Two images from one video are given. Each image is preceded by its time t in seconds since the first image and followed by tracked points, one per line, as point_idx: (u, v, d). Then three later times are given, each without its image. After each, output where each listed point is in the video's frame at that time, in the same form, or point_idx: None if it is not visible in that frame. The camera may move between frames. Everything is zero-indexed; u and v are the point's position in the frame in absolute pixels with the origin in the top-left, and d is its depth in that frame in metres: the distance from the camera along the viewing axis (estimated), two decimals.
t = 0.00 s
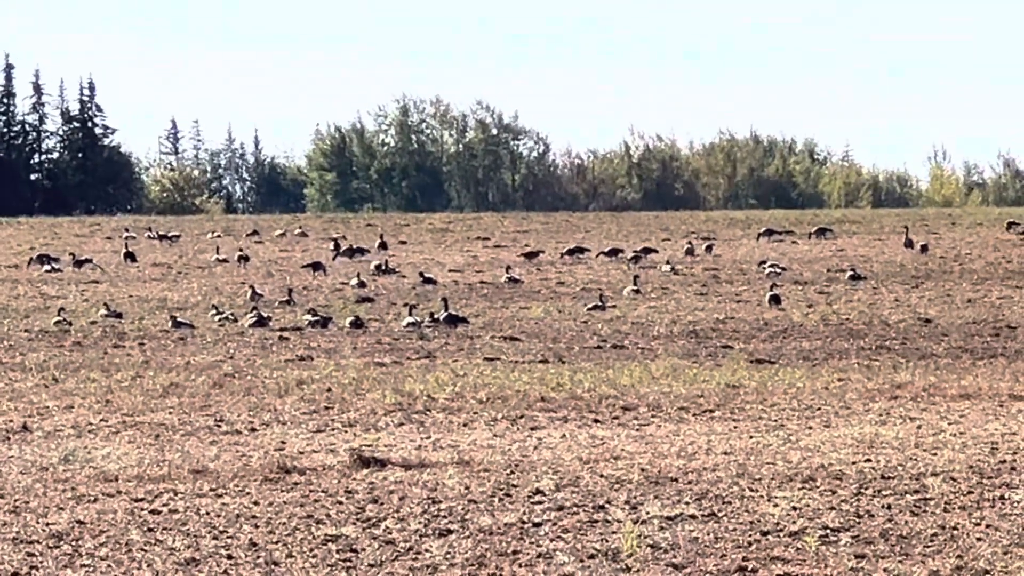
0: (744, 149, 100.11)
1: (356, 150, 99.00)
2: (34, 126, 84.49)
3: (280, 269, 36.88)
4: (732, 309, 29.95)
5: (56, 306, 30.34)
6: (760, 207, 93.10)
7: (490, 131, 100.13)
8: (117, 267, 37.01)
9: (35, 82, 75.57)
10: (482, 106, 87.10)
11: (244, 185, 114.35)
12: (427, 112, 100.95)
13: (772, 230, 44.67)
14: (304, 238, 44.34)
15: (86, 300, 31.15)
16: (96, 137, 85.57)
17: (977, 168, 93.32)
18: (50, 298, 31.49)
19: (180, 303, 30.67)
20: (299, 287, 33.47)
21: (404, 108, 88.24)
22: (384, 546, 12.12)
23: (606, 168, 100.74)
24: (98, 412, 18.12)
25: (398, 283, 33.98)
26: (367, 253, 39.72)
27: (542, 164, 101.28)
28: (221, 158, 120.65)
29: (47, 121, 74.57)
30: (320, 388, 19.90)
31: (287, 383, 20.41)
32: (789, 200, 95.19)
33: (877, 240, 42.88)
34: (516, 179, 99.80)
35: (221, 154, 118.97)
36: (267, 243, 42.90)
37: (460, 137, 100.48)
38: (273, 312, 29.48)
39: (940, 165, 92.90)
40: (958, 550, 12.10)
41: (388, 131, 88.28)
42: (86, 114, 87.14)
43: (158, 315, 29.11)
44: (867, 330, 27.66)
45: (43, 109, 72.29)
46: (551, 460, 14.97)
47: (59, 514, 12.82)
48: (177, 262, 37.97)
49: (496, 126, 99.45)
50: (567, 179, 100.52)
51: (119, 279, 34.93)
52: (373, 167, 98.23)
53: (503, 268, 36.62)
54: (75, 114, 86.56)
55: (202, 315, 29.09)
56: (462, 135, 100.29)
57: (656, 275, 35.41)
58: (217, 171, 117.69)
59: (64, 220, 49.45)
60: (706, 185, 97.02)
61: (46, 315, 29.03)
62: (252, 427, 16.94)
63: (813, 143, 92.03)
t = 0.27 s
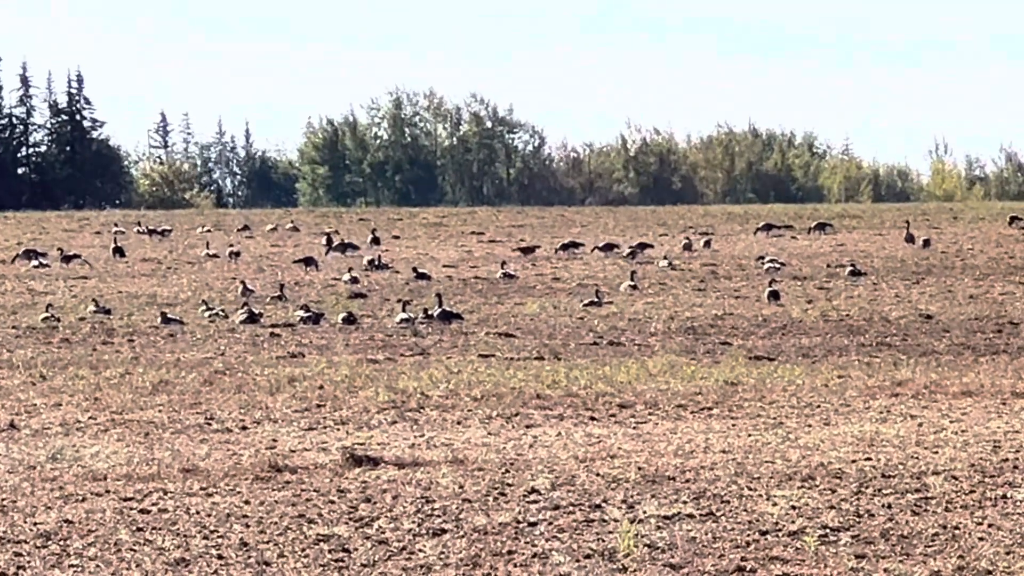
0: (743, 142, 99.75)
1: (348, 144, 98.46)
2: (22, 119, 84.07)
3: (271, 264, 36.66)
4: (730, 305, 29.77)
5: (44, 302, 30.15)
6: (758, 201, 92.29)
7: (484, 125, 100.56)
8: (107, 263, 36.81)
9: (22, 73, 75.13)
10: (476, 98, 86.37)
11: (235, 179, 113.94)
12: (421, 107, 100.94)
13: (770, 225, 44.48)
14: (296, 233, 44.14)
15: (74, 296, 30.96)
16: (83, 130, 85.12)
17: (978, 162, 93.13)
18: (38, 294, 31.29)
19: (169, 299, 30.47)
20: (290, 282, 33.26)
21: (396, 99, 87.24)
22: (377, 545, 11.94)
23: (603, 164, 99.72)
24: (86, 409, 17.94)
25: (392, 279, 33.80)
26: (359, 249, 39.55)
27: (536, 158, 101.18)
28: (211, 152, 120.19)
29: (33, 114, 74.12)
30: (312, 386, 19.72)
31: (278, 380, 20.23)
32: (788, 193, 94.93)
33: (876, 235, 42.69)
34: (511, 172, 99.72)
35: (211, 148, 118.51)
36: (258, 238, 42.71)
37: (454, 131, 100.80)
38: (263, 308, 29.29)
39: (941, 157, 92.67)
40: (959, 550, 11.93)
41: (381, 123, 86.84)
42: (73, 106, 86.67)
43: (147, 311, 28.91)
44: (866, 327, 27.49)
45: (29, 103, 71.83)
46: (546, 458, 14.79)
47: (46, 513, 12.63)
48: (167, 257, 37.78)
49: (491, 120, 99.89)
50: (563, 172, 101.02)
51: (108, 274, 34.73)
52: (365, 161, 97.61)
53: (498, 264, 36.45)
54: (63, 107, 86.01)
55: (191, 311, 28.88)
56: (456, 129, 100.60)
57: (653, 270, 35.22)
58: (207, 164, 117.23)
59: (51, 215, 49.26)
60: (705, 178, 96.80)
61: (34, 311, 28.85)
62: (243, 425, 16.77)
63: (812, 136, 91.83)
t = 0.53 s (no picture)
0: (742, 135, 98.35)
1: (341, 137, 99.32)
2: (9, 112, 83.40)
3: (262, 259, 36.41)
4: (729, 302, 29.52)
5: (30, 298, 29.91)
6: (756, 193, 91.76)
7: (479, 117, 99.98)
8: (95, 259, 36.55)
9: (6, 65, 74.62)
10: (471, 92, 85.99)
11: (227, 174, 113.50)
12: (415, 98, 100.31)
13: (770, 220, 44.21)
14: (287, 228, 43.88)
15: (61, 292, 30.72)
16: (71, 123, 84.53)
17: (980, 155, 92.92)
18: (25, 290, 31.05)
19: (158, 295, 30.24)
20: (281, 278, 33.02)
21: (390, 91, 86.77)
22: (369, 546, 11.71)
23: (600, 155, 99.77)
24: (72, 408, 17.70)
25: (385, 274, 33.56)
26: (352, 245, 39.30)
27: (532, 152, 100.94)
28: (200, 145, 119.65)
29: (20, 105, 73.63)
30: (303, 384, 19.48)
31: (268, 378, 20.00)
32: (788, 186, 94.03)
33: (878, 230, 42.37)
34: (505, 166, 99.27)
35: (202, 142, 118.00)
36: (249, 233, 42.46)
37: (448, 123, 100.21)
38: (253, 304, 29.05)
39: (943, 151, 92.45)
40: (963, 551, 11.69)
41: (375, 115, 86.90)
42: (61, 100, 86.14)
43: (135, 307, 28.68)
44: (867, 323, 27.23)
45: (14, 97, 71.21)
46: (540, 456, 14.55)
47: (32, 513, 12.40)
48: (156, 253, 37.54)
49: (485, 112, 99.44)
50: (558, 166, 100.03)
51: (96, 270, 34.47)
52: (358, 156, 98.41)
53: (493, 260, 36.21)
54: (50, 98, 85.30)
55: (181, 307, 28.65)
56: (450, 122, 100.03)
57: (650, 266, 34.98)
58: (198, 158, 116.74)
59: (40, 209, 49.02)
60: (703, 172, 96.03)
61: (21, 308, 28.62)
62: (233, 423, 16.54)
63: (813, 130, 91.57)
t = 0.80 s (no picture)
0: (742, 131, 98.25)
1: (337, 134, 98.22)
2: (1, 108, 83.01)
3: (257, 257, 36.28)
4: (729, 300, 29.40)
5: (22, 296, 29.78)
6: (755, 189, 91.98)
7: (475, 114, 100.26)
8: (88, 257, 36.39)
9: None
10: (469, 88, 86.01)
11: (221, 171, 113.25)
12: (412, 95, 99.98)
13: (770, 217, 44.08)
14: (282, 225, 43.74)
15: (54, 291, 30.59)
16: (64, 119, 84.16)
17: (981, 151, 92.96)
18: (18, 288, 30.91)
19: (152, 293, 30.09)
20: (276, 275, 32.89)
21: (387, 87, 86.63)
22: (365, 547, 11.60)
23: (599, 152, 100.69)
24: (64, 407, 17.57)
25: (382, 272, 33.44)
26: (347, 242, 39.16)
27: (529, 147, 101.27)
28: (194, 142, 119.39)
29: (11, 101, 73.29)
30: (298, 383, 19.35)
31: (263, 377, 19.87)
32: (789, 181, 94.10)
33: (878, 227, 42.22)
34: (501, 162, 99.70)
35: (196, 139, 117.71)
36: (243, 231, 42.33)
37: (444, 119, 100.24)
38: (248, 302, 28.93)
39: (944, 148, 92.47)
40: (965, 551, 11.58)
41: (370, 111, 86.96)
42: (53, 96, 85.75)
43: (129, 305, 28.54)
44: (867, 321, 27.10)
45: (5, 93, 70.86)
46: (539, 456, 14.43)
47: (24, 513, 12.28)
48: (151, 250, 37.39)
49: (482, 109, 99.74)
50: (556, 163, 101.21)
51: (90, 268, 34.33)
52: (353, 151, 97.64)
53: (490, 258, 36.09)
54: (43, 94, 84.85)
55: (175, 305, 28.52)
56: (446, 119, 100.08)
57: (648, 264, 34.86)
58: (191, 154, 116.46)
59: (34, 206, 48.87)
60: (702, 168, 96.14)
61: (14, 306, 28.48)
62: (227, 422, 16.41)
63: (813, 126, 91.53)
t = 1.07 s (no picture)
0: (741, 130, 99.11)
1: (336, 133, 97.89)
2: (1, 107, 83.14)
3: (257, 256, 36.28)
4: (729, 298, 29.40)
5: (21, 295, 29.79)
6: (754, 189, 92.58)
7: (474, 113, 100.23)
8: (87, 255, 36.40)
9: None
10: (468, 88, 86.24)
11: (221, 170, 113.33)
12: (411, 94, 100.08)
13: (770, 215, 44.14)
14: (281, 223, 43.75)
15: (53, 289, 30.61)
16: (63, 118, 84.32)
17: (982, 149, 93.07)
18: (19, 287, 30.92)
19: (151, 292, 30.11)
20: (275, 274, 32.90)
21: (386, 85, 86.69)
22: (365, 546, 11.59)
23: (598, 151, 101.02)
24: (64, 406, 17.58)
25: (381, 271, 33.45)
26: (347, 241, 39.16)
27: (529, 147, 101.26)
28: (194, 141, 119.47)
29: (11, 100, 73.42)
30: (297, 382, 19.35)
31: (263, 375, 19.88)
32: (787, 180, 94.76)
33: (878, 226, 42.25)
34: (501, 162, 99.62)
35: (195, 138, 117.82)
36: (243, 229, 42.34)
37: (443, 118, 100.20)
38: (247, 301, 28.93)
39: (945, 146, 92.56)
40: (965, 550, 11.57)
41: (370, 110, 86.96)
42: (52, 94, 85.85)
43: (128, 304, 28.56)
44: (867, 320, 27.09)
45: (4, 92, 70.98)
46: (539, 455, 14.41)
47: (24, 512, 12.28)
48: (150, 249, 37.39)
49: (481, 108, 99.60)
50: (556, 161, 101.59)
51: (89, 267, 34.34)
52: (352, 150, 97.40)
53: (490, 256, 36.10)
54: (42, 93, 84.96)
55: (174, 304, 28.54)
56: (446, 117, 100.00)
57: (648, 262, 34.89)
58: (190, 153, 116.52)
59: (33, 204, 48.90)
60: (701, 167, 96.79)
61: (13, 305, 28.50)
62: (227, 421, 16.41)
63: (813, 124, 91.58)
